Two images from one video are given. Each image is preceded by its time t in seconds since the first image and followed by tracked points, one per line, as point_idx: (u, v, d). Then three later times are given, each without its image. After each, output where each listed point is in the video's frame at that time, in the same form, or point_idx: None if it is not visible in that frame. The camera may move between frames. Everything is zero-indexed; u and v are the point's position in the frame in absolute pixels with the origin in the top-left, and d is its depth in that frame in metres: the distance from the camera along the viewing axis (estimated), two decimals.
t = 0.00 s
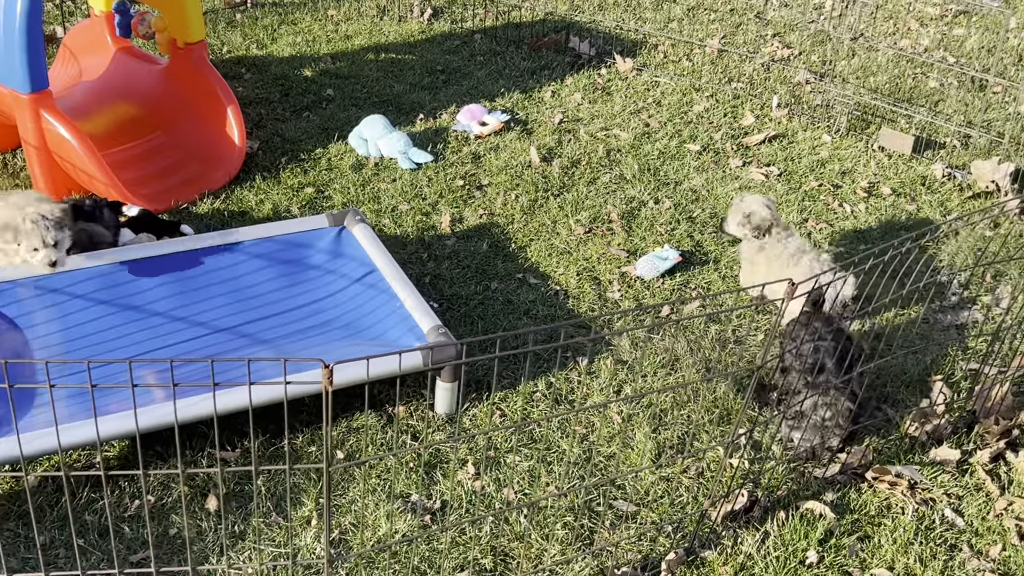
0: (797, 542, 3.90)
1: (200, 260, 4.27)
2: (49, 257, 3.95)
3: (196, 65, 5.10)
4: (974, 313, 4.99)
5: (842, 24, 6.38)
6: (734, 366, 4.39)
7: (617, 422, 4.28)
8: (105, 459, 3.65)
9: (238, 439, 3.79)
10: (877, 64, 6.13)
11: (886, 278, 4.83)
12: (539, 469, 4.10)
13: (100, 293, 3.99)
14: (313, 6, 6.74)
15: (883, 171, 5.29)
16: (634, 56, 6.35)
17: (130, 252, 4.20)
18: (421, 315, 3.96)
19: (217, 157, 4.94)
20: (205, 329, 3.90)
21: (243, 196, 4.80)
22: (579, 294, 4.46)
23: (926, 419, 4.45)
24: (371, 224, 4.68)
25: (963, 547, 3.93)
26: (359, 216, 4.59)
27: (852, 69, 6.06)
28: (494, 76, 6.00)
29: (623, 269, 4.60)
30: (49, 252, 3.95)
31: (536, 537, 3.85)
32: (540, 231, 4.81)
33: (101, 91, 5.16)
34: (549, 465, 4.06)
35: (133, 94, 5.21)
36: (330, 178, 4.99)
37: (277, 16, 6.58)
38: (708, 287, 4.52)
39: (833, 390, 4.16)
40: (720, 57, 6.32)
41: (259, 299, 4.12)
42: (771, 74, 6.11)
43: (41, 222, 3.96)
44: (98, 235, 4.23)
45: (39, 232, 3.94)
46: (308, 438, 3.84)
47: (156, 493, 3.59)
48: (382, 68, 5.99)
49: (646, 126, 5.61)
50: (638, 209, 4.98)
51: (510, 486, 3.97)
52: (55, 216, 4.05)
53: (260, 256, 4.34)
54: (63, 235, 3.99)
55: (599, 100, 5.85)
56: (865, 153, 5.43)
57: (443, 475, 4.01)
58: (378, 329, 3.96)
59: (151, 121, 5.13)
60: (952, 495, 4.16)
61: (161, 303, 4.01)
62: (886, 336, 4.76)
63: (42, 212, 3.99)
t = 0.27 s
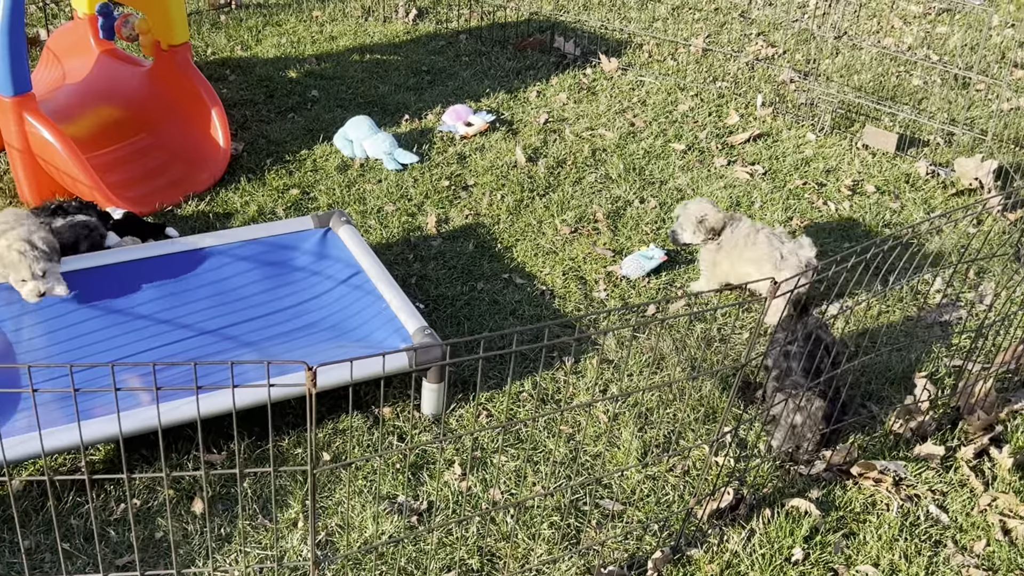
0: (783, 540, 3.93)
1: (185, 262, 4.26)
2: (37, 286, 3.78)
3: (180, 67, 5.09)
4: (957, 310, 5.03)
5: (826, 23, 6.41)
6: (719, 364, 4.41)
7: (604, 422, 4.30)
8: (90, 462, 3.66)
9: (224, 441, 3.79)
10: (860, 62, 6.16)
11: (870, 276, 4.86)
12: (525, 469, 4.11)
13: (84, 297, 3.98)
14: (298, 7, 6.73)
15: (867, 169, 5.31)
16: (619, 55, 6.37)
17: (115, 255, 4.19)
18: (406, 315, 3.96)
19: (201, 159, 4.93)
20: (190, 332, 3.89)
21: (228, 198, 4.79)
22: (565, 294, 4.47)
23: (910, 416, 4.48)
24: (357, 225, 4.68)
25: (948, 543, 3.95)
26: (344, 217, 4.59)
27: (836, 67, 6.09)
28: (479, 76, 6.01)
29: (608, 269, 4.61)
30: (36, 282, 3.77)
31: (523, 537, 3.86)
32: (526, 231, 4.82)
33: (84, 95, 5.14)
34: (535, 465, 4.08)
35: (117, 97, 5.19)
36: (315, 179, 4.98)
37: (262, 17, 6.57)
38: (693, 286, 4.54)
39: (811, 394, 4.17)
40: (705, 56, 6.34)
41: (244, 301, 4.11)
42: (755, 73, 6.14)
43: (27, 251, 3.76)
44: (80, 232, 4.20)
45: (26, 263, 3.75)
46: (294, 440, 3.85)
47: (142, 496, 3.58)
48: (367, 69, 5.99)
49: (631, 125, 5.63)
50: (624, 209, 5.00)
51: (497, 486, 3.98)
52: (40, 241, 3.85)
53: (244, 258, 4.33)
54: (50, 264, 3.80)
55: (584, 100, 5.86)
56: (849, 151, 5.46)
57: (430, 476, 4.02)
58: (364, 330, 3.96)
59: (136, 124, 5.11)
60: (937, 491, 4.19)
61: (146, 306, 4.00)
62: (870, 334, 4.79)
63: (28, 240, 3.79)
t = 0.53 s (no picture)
0: (775, 537, 3.94)
1: (177, 262, 4.26)
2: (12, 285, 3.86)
3: (170, 67, 5.08)
4: (946, 308, 5.06)
5: (815, 22, 6.44)
6: (710, 363, 4.43)
7: (596, 420, 4.31)
8: (82, 463, 3.65)
9: (216, 442, 3.80)
10: (850, 61, 6.18)
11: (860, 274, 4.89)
12: (518, 468, 4.13)
13: (77, 297, 3.97)
14: (289, 8, 6.72)
15: (857, 167, 5.34)
16: (610, 55, 6.38)
17: (106, 255, 4.19)
18: (398, 315, 3.97)
19: (192, 160, 4.92)
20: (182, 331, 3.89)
21: (219, 198, 4.78)
22: (557, 294, 4.48)
23: (900, 413, 4.51)
24: (349, 225, 4.68)
25: (939, 540, 3.98)
26: (336, 217, 4.60)
27: (826, 67, 6.12)
28: (470, 76, 6.01)
29: (601, 268, 4.64)
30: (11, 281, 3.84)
31: (516, 536, 3.87)
32: (517, 230, 4.82)
33: (74, 95, 5.12)
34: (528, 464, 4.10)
35: (107, 98, 5.17)
36: (306, 179, 4.98)
37: (252, 17, 6.56)
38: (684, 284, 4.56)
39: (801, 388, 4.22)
40: (695, 56, 6.36)
41: (236, 301, 4.11)
42: (745, 72, 6.16)
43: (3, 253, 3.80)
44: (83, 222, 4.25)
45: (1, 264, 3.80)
46: (286, 440, 3.87)
47: (135, 497, 3.59)
48: (358, 69, 5.98)
49: (622, 125, 5.64)
50: (615, 208, 5.01)
51: (489, 486, 4.00)
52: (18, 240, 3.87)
53: (236, 259, 4.33)
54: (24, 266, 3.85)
55: (575, 100, 5.87)
56: (839, 149, 5.49)
57: (423, 475, 4.03)
58: (356, 330, 3.96)
59: (127, 125, 5.10)
60: (928, 488, 4.21)
61: (137, 306, 3.99)
62: (859, 332, 4.81)
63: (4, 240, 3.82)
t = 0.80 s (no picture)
0: (773, 536, 3.95)
1: (176, 263, 4.27)
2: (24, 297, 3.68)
3: (168, 67, 5.07)
4: (943, 307, 5.08)
5: (812, 23, 6.46)
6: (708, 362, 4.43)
7: (594, 420, 4.31)
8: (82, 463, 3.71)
9: (215, 441, 3.83)
10: (847, 61, 6.20)
11: (857, 274, 4.90)
12: (516, 467, 4.14)
13: (77, 298, 3.98)
14: (286, 8, 6.72)
15: (854, 167, 5.35)
16: (608, 55, 6.39)
17: (105, 256, 4.20)
18: (397, 315, 3.97)
19: (191, 160, 4.91)
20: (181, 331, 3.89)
21: (218, 198, 4.78)
22: (555, 293, 4.49)
23: (897, 412, 4.52)
24: (347, 225, 4.68)
25: (936, 539, 3.99)
26: (335, 217, 4.60)
27: (823, 67, 6.14)
28: (468, 76, 6.01)
29: (599, 268, 4.63)
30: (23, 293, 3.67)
31: (515, 536, 3.88)
32: (515, 230, 4.83)
33: (73, 96, 5.12)
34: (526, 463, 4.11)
35: (105, 97, 5.17)
36: (304, 179, 4.98)
37: (250, 17, 6.56)
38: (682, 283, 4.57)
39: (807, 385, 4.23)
40: (693, 56, 6.37)
41: (236, 300, 4.11)
42: (743, 72, 6.17)
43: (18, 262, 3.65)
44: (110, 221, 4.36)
45: (15, 273, 3.64)
46: (285, 440, 3.90)
47: (133, 497, 3.64)
48: (355, 69, 5.98)
49: (620, 125, 5.65)
50: (613, 208, 5.01)
51: (488, 485, 4.01)
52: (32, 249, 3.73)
53: (235, 259, 4.34)
54: (38, 276, 3.70)
55: (573, 100, 5.87)
56: (837, 149, 5.50)
57: (421, 475, 4.05)
58: (355, 329, 3.96)
59: (125, 125, 5.10)
60: (925, 487, 4.22)
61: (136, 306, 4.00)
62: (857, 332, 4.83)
63: (20, 249, 3.68)
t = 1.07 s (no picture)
0: (777, 534, 3.95)
1: (182, 259, 4.28)
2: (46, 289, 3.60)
3: (175, 64, 5.08)
4: (947, 308, 5.08)
5: (818, 23, 6.46)
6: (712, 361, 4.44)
7: (599, 418, 4.32)
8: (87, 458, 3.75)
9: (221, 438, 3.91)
10: (852, 61, 6.20)
11: (862, 274, 4.90)
12: (521, 465, 4.14)
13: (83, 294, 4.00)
14: (292, 6, 6.73)
15: (859, 167, 5.36)
16: (613, 54, 6.39)
17: (111, 252, 4.22)
18: (403, 312, 3.99)
19: (197, 157, 4.92)
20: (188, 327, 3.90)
21: (224, 195, 4.80)
22: (560, 292, 4.49)
23: (901, 412, 4.53)
24: (352, 223, 4.70)
25: (940, 538, 3.99)
26: (340, 215, 4.62)
27: (828, 67, 6.14)
28: (473, 74, 6.02)
29: (603, 266, 4.63)
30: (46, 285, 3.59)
31: (519, 533, 3.89)
32: (520, 229, 4.83)
33: (79, 92, 5.13)
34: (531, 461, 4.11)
35: (112, 94, 5.18)
36: (310, 177, 4.99)
37: (255, 15, 6.56)
38: (687, 282, 4.57)
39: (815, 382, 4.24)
40: (698, 55, 6.37)
41: (241, 297, 4.12)
42: (748, 72, 6.18)
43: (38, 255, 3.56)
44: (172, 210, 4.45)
45: (36, 266, 3.54)
46: (290, 437, 3.97)
47: (139, 492, 3.69)
48: (361, 67, 5.99)
49: (625, 124, 5.65)
50: (618, 207, 5.02)
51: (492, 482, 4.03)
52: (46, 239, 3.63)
53: (240, 255, 4.35)
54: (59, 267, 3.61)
55: (578, 98, 5.88)
56: (841, 150, 5.50)
57: (426, 472, 4.07)
58: (360, 327, 3.97)
59: (131, 121, 5.11)
60: (929, 487, 4.23)
61: (142, 302, 4.01)
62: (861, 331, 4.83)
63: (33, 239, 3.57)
